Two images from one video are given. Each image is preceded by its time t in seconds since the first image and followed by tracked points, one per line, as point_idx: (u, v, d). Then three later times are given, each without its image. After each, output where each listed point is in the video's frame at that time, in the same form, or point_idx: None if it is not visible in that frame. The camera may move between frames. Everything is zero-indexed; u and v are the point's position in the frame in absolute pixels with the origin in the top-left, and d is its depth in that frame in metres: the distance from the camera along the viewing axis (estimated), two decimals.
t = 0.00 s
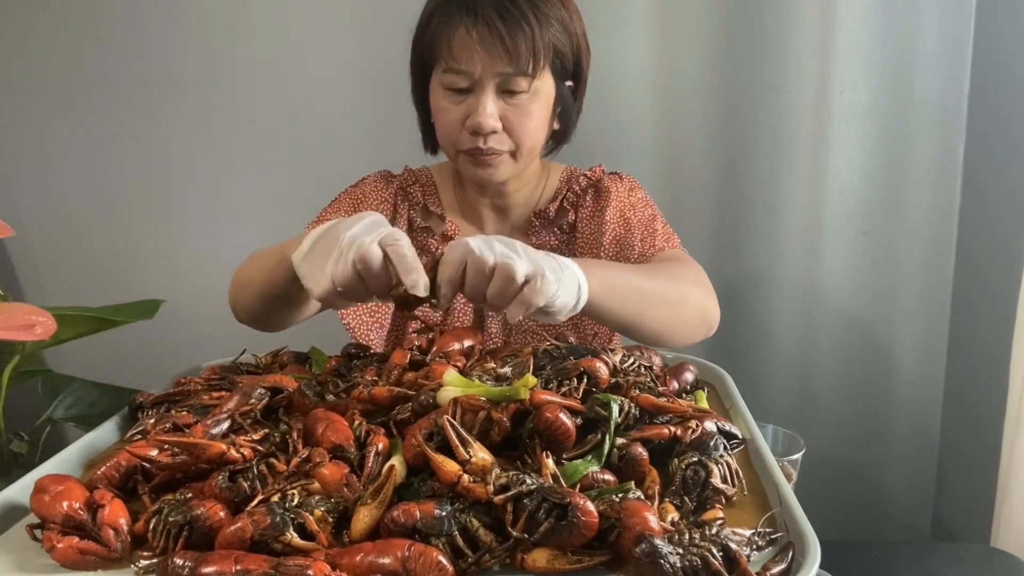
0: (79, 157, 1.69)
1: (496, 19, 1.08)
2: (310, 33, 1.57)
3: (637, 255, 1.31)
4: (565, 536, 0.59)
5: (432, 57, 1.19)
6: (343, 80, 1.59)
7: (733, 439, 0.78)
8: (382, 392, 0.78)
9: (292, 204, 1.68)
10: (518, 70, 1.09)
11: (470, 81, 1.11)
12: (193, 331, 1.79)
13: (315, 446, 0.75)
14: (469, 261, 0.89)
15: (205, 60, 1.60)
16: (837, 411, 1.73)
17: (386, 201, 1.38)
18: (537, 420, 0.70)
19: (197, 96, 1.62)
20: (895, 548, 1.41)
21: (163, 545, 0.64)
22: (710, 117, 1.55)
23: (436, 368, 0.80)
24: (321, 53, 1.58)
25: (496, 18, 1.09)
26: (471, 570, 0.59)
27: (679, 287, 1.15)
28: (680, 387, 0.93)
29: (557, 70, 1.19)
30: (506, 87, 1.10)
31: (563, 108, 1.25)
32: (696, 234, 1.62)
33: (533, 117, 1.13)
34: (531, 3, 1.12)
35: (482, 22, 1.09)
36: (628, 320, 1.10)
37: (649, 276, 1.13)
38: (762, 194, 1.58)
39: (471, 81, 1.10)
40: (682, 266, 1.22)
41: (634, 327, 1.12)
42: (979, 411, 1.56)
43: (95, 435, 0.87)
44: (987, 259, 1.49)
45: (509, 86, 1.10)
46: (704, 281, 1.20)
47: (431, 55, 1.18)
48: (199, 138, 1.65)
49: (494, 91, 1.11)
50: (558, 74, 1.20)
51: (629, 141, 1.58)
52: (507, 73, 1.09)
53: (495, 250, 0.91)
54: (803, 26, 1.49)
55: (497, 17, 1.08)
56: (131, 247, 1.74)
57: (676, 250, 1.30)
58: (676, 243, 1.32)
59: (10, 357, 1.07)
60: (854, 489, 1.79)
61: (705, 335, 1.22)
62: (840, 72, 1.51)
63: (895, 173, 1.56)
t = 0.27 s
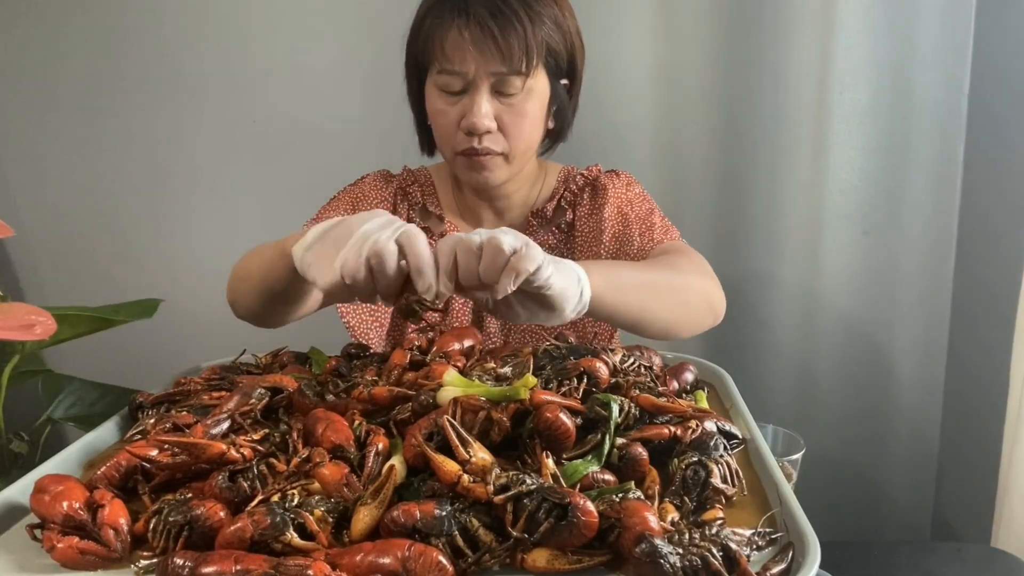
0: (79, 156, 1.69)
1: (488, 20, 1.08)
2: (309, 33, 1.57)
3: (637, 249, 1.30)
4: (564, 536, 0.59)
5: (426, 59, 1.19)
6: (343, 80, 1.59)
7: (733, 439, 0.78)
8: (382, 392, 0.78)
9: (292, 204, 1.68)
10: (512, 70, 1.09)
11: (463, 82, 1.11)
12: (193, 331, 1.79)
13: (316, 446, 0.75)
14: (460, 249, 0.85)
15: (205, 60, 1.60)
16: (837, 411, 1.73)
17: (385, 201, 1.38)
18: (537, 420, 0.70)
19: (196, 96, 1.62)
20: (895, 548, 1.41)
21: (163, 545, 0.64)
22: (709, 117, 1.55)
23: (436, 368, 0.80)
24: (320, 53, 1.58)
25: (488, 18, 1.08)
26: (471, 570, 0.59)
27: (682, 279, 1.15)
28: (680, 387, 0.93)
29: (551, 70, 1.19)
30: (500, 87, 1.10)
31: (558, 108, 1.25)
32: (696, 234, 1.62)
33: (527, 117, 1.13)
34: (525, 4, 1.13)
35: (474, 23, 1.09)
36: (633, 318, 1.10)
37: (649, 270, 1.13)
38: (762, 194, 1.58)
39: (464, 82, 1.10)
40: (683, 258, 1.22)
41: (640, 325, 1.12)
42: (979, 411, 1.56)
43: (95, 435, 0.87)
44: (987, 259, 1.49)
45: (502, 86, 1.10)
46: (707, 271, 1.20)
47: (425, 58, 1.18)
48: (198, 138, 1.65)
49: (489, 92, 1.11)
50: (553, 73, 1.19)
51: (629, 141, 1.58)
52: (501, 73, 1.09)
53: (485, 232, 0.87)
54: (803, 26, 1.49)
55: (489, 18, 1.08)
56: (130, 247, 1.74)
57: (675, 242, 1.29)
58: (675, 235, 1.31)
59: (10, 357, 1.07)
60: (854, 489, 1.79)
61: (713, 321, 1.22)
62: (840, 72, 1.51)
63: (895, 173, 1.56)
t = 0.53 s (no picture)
0: (80, 157, 1.69)
1: (486, 19, 1.08)
2: (309, 33, 1.57)
3: (635, 250, 1.31)
4: (564, 537, 0.59)
5: (425, 59, 1.19)
6: (343, 80, 1.59)
7: (733, 439, 0.78)
8: (382, 392, 0.78)
9: (292, 204, 1.68)
10: (511, 69, 1.09)
11: (462, 81, 1.11)
12: (193, 331, 1.79)
13: (316, 445, 0.75)
14: (455, 235, 0.83)
15: (205, 60, 1.60)
16: (837, 411, 1.73)
17: (386, 201, 1.39)
18: (537, 420, 0.70)
19: (196, 96, 1.62)
20: (895, 548, 1.41)
21: (163, 545, 0.64)
22: (709, 117, 1.55)
23: (436, 368, 0.80)
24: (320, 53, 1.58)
25: (486, 18, 1.09)
26: (471, 570, 0.59)
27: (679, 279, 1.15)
28: (680, 387, 0.93)
29: (550, 68, 1.19)
30: (499, 86, 1.10)
31: (557, 106, 1.25)
32: (696, 235, 1.62)
33: (527, 116, 1.13)
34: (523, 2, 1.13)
35: (472, 22, 1.09)
36: (633, 319, 1.10)
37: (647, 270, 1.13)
38: (762, 194, 1.58)
39: (464, 81, 1.10)
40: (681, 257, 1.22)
41: (638, 325, 1.12)
42: (979, 411, 1.56)
43: (95, 435, 0.87)
44: (987, 259, 1.49)
45: (501, 85, 1.10)
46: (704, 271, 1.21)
47: (424, 58, 1.18)
48: (198, 138, 1.65)
49: (488, 91, 1.11)
50: (552, 72, 1.19)
51: (629, 141, 1.58)
52: (500, 72, 1.09)
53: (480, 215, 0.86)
54: (803, 27, 1.49)
55: (487, 17, 1.08)
56: (131, 247, 1.74)
57: (674, 243, 1.29)
58: (674, 236, 1.31)
59: (10, 357, 1.07)
60: (854, 489, 1.79)
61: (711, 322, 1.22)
62: (840, 72, 1.51)
63: (895, 173, 1.56)
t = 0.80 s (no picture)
0: (80, 157, 1.69)
1: (485, 19, 1.08)
2: (309, 33, 1.57)
3: (636, 246, 1.32)
4: (565, 537, 0.59)
5: (425, 59, 1.19)
6: (343, 80, 1.59)
7: (733, 439, 0.78)
8: (382, 392, 0.78)
9: (292, 204, 1.68)
10: (510, 68, 1.09)
11: (462, 80, 1.11)
12: (193, 331, 1.79)
13: (315, 446, 0.75)
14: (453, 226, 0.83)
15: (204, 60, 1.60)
16: (837, 411, 1.73)
17: (387, 201, 1.39)
18: (537, 420, 0.70)
19: (197, 96, 1.62)
20: (895, 548, 1.41)
21: (163, 545, 0.64)
22: (710, 117, 1.55)
23: (436, 368, 0.80)
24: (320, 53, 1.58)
25: (486, 17, 1.09)
26: (471, 570, 0.59)
27: (678, 272, 1.15)
28: (680, 387, 0.93)
29: (549, 68, 1.18)
30: (499, 85, 1.10)
31: (557, 106, 1.25)
32: (696, 235, 1.62)
33: (527, 115, 1.13)
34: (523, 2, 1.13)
35: (472, 22, 1.09)
36: (634, 312, 1.10)
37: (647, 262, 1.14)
38: (762, 194, 1.58)
39: (463, 80, 1.10)
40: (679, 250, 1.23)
41: (637, 318, 1.12)
42: (980, 411, 1.56)
43: (95, 435, 0.87)
44: (988, 259, 1.49)
45: (501, 84, 1.10)
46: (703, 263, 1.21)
47: (424, 57, 1.18)
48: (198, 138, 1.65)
49: (488, 90, 1.11)
50: (552, 71, 1.19)
51: (629, 141, 1.58)
52: (499, 71, 1.09)
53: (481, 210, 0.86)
54: (803, 27, 1.49)
55: (487, 16, 1.08)
56: (130, 247, 1.74)
57: (673, 237, 1.30)
58: (673, 230, 1.31)
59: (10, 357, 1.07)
60: (854, 489, 1.79)
61: (712, 315, 1.23)
62: (840, 72, 1.51)
63: (895, 173, 1.56)
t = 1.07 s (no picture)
0: (80, 157, 1.69)
1: (485, 19, 1.08)
2: (309, 33, 1.57)
3: (634, 252, 1.32)
4: (564, 536, 0.59)
5: (425, 59, 1.19)
6: (342, 80, 1.59)
7: (733, 439, 0.78)
8: (382, 392, 0.78)
9: (292, 204, 1.68)
10: (510, 68, 1.09)
11: (462, 80, 1.11)
12: (193, 331, 1.79)
13: (316, 446, 0.75)
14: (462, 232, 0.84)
15: (204, 59, 1.60)
16: (837, 411, 1.73)
17: (386, 206, 1.39)
18: (537, 420, 0.70)
19: (196, 96, 1.62)
20: (895, 548, 1.41)
21: (163, 545, 0.64)
22: (710, 117, 1.55)
23: (436, 368, 0.80)
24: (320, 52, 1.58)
25: (485, 17, 1.09)
26: (471, 570, 0.59)
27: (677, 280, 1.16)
28: (680, 387, 0.93)
29: (549, 67, 1.18)
30: (499, 85, 1.10)
31: (557, 105, 1.25)
32: (696, 234, 1.62)
33: (526, 114, 1.13)
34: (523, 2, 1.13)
35: (471, 22, 1.09)
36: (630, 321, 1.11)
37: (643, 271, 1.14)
38: (762, 194, 1.58)
39: (463, 80, 1.11)
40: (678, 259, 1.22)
41: (635, 326, 1.12)
42: (980, 411, 1.56)
43: (95, 435, 0.87)
44: (988, 258, 1.49)
45: (501, 84, 1.10)
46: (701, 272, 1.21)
47: (424, 58, 1.18)
48: (198, 138, 1.65)
49: (487, 89, 1.11)
50: (551, 71, 1.19)
51: (629, 141, 1.58)
52: (499, 71, 1.09)
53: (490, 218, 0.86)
54: (803, 27, 1.49)
55: (486, 16, 1.09)
56: (131, 247, 1.74)
57: (672, 245, 1.30)
58: (671, 238, 1.31)
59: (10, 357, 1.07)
60: (854, 489, 1.79)
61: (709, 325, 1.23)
62: (840, 73, 1.51)
63: (895, 173, 1.56)
